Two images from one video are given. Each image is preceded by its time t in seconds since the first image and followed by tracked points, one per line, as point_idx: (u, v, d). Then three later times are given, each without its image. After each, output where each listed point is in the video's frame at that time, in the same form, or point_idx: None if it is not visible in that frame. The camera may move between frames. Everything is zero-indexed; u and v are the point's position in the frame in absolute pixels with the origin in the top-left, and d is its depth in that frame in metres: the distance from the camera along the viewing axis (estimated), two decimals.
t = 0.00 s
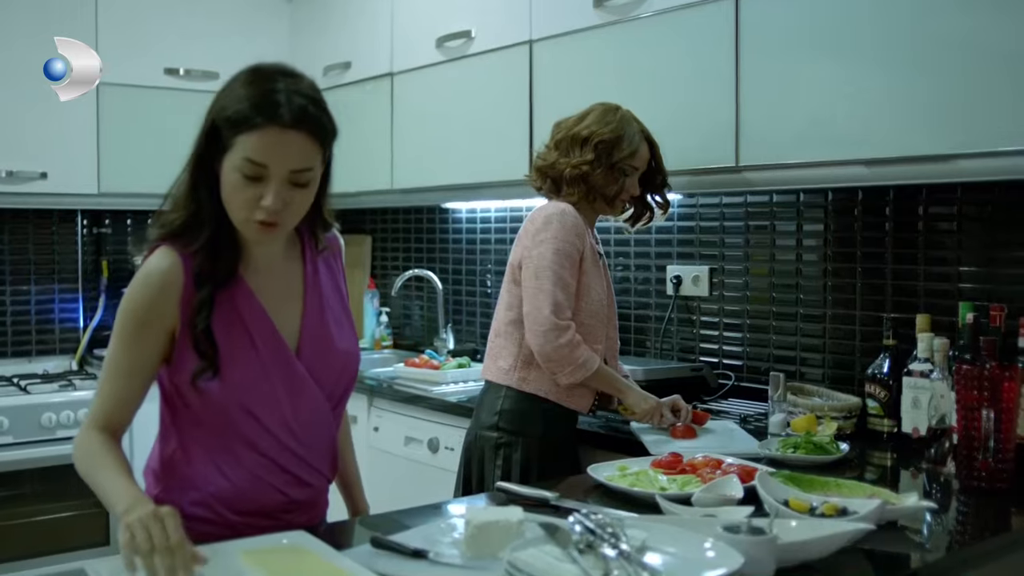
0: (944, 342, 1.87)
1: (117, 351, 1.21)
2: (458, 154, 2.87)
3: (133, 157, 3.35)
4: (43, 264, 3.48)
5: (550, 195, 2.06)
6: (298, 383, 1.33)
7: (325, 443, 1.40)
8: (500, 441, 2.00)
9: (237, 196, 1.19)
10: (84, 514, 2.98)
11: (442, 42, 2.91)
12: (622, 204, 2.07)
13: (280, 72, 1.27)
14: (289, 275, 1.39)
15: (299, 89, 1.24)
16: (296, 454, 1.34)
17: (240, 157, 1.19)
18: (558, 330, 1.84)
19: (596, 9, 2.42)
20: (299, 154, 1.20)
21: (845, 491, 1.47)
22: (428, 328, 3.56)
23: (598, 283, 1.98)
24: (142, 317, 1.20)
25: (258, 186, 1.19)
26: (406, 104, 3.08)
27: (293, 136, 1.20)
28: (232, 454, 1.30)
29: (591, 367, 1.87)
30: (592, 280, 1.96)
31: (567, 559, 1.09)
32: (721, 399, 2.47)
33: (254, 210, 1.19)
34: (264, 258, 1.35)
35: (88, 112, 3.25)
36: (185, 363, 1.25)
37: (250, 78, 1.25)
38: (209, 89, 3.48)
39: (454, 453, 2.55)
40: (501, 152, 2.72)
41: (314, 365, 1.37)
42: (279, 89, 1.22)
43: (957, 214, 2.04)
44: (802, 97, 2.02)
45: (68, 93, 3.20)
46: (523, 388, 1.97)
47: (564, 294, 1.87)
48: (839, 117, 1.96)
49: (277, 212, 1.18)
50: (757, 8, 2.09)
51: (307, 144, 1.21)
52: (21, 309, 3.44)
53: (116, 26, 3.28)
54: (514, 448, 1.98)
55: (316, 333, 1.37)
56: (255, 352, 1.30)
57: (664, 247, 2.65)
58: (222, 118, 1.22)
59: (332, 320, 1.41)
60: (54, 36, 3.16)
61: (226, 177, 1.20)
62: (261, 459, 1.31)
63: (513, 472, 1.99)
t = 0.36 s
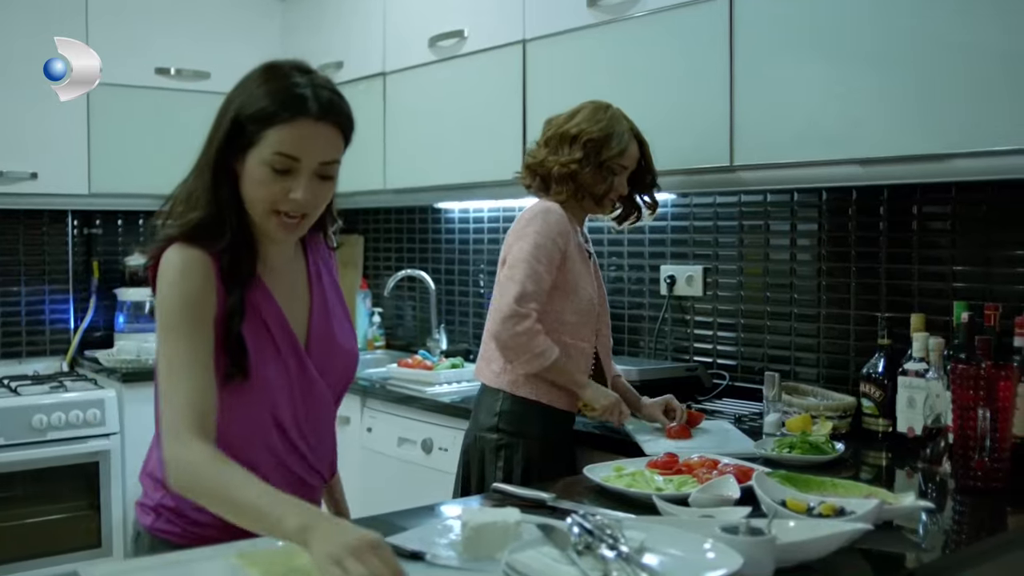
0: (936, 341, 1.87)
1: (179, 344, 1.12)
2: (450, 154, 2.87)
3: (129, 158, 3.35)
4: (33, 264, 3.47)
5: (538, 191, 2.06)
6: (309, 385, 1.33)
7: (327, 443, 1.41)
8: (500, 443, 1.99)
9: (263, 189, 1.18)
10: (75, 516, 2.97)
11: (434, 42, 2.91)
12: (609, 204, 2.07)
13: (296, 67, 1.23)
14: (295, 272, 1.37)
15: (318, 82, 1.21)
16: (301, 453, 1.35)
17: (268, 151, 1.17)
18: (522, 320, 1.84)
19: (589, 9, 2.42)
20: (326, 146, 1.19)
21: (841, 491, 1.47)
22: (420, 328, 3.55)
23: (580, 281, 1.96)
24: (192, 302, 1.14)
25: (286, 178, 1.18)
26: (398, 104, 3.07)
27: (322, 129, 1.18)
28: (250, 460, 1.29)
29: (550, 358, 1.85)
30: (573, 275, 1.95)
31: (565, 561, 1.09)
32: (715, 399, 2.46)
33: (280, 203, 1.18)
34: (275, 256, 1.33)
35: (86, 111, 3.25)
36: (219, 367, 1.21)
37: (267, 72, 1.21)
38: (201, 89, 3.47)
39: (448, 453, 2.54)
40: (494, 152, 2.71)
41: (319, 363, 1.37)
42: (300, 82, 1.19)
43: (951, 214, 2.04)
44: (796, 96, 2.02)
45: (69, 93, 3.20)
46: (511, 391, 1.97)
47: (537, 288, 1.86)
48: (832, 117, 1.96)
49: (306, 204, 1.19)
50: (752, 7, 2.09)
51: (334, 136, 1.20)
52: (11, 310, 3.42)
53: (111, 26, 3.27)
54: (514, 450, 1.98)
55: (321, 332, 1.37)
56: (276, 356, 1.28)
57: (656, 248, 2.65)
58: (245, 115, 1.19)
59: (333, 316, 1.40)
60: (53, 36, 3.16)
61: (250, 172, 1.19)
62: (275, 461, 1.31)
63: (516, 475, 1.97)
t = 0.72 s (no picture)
0: (935, 341, 1.88)
1: (210, 337, 1.10)
2: (447, 153, 2.86)
3: (127, 156, 3.34)
4: (27, 262, 3.45)
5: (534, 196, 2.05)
6: (331, 381, 1.33)
7: (341, 439, 1.40)
8: (488, 447, 1.98)
9: (291, 187, 1.18)
10: (70, 514, 2.97)
11: (430, 40, 2.90)
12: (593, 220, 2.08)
13: (324, 66, 1.24)
14: (315, 268, 1.37)
15: (346, 80, 1.22)
16: (319, 450, 1.35)
17: (297, 148, 1.17)
18: (523, 317, 1.80)
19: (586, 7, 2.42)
20: (354, 146, 1.19)
21: (841, 490, 1.46)
22: (416, 326, 3.55)
23: (562, 286, 1.96)
24: (226, 294, 1.13)
25: (313, 177, 1.18)
26: (395, 102, 3.07)
27: (350, 128, 1.18)
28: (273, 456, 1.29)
29: (563, 352, 1.78)
30: (558, 284, 1.95)
31: (566, 560, 1.09)
32: (712, 398, 2.46)
33: (306, 201, 1.18)
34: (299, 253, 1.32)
35: (84, 111, 3.24)
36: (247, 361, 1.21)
37: (295, 71, 1.22)
38: (197, 87, 3.46)
39: (445, 453, 2.53)
40: (491, 150, 2.71)
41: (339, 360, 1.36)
42: (329, 81, 1.20)
43: (949, 213, 2.04)
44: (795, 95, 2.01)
45: (69, 93, 3.20)
46: (494, 392, 1.96)
47: (535, 287, 1.84)
48: (830, 116, 1.95)
49: (332, 203, 1.18)
50: (751, 6, 2.08)
51: (361, 136, 1.20)
52: (6, 308, 3.41)
53: (109, 25, 3.26)
54: (503, 454, 1.97)
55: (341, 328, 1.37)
56: (301, 352, 1.28)
57: (654, 247, 2.65)
58: (274, 112, 1.19)
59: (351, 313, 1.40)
60: (53, 36, 3.16)
61: (279, 168, 1.18)
62: (297, 458, 1.31)
63: (506, 475, 1.97)
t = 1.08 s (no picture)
0: (937, 343, 1.88)
1: (188, 312, 1.16)
2: (447, 154, 2.87)
3: (126, 157, 3.34)
4: (26, 262, 3.45)
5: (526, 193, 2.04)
6: (345, 377, 1.33)
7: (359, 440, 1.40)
8: (490, 451, 1.98)
9: (297, 188, 1.21)
10: (69, 515, 2.96)
11: (430, 41, 2.90)
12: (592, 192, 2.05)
13: (347, 75, 1.28)
14: (334, 270, 1.39)
15: (365, 91, 1.25)
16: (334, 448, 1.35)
17: (307, 151, 1.20)
18: (558, 329, 1.77)
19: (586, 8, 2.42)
20: (362, 155, 1.22)
21: (844, 490, 1.46)
22: (415, 327, 3.55)
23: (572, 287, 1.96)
24: (219, 283, 1.18)
25: (318, 180, 1.20)
26: (394, 102, 3.07)
27: (360, 137, 1.21)
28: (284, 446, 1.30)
29: (601, 366, 1.78)
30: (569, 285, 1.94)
31: (570, 560, 1.08)
32: (713, 398, 2.47)
33: (311, 204, 1.20)
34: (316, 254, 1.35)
35: (84, 110, 3.24)
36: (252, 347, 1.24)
37: (319, 77, 1.26)
38: (197, 87, 3.46)
39: (445, 453, 2.53)
40: (490, 151, 2.71)
41: (355, 359, 1.37)
42: (349, 90, 1.23)
43: (949, 214, 2.04)
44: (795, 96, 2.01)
45: (69, 93, 3.19)
46: (504, 397, 1.95)
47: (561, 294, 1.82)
48: (831, 117, 1.96)
49: (334, 208, 1.20)
50: (752, 7, 2.08)
51: (371, 146, 1.22)
52: (4, 308, 3.40)
53: (110, 25, 3.26)
54: (504, 459, 1.97)
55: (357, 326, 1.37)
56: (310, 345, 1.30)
57: (653, 247, 2.65)
58: (291, 115, 1.23)
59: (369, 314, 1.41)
60: (53, 36, 3.15)
61: (289, 169, 1.21)
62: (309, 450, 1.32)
63: (506, 479, 1.98)
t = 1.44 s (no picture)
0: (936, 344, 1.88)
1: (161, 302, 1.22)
2: (447, 155, 2.87)
3: (126, 158, 3.34)
4: (26, 264, 3.45)
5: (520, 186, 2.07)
6: (333, 380, 1.33)
7: (352, 448, 1.39)
8: (486, 458, 1.97)
9: (294, 187, 1.24)
10: (69, 517, 2.96)
11: (430, 43, 2.91)
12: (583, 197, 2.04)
13: (352, 80, 1.30)
14: (334, 275, 1.40)
15: (367, 97, 1.28)
16: (320, 450, 1.34)
17: (304, 153, 1.23)
18: (543, 326, 1.76)
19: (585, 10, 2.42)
20: (358, 159, 1.24)
21: (843, 491, 1.47)
22: (414, 329, 3.55)
23: (574, 285, 1.94)
24: (198, 284, 1.23)
25: (314, 181, 1.23)
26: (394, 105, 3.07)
27: (357, 141, 1.24)
28: (264, 442, 1.31)
29: (588, 358, 1.75)
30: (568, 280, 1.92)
31: (570, 561, 1.09)
32: (712, 401, 2.47)
33: (306, 204, 1.23)
34: (317, 257, 1.37)
35: (84, 111, 3.24)
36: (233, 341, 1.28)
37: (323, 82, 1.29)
38: (197, 89, 3.47)
39: (445, 455, 2.54)
40: (490, 153, 2.71)
41: (349, 365, 1.36)
42: (351, 94, 1.26)
43: (949, 215, 2.05)
44: (795, 98, 2.02)
45: (68, 93, 3.20)
46: (503, 403, 1.95)
47: (547, 291, 1.80)
48: (830, 119, 1.96)
49: (328, 208, 1.23)
50: (751, 9, 2.09)
51: (369, 151, 1.25)
52: (4, 310, 3.41)
53: (110, 26, 3.26)
54: (501, 463, 1.97)
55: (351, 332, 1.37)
56: (299, 348, 1.31)
57: (653, 248, 2.65)
58: (293, 117, 1.27)
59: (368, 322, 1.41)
60: (54, 36, 3.15)
61: (287, 168, 1.25)
62: (291, 447, 1.32)
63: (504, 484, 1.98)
